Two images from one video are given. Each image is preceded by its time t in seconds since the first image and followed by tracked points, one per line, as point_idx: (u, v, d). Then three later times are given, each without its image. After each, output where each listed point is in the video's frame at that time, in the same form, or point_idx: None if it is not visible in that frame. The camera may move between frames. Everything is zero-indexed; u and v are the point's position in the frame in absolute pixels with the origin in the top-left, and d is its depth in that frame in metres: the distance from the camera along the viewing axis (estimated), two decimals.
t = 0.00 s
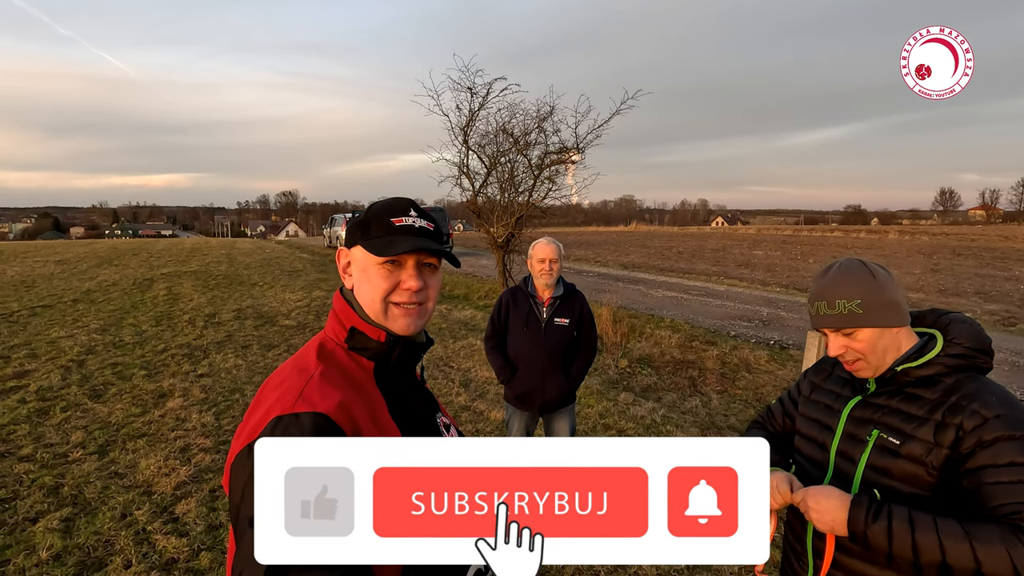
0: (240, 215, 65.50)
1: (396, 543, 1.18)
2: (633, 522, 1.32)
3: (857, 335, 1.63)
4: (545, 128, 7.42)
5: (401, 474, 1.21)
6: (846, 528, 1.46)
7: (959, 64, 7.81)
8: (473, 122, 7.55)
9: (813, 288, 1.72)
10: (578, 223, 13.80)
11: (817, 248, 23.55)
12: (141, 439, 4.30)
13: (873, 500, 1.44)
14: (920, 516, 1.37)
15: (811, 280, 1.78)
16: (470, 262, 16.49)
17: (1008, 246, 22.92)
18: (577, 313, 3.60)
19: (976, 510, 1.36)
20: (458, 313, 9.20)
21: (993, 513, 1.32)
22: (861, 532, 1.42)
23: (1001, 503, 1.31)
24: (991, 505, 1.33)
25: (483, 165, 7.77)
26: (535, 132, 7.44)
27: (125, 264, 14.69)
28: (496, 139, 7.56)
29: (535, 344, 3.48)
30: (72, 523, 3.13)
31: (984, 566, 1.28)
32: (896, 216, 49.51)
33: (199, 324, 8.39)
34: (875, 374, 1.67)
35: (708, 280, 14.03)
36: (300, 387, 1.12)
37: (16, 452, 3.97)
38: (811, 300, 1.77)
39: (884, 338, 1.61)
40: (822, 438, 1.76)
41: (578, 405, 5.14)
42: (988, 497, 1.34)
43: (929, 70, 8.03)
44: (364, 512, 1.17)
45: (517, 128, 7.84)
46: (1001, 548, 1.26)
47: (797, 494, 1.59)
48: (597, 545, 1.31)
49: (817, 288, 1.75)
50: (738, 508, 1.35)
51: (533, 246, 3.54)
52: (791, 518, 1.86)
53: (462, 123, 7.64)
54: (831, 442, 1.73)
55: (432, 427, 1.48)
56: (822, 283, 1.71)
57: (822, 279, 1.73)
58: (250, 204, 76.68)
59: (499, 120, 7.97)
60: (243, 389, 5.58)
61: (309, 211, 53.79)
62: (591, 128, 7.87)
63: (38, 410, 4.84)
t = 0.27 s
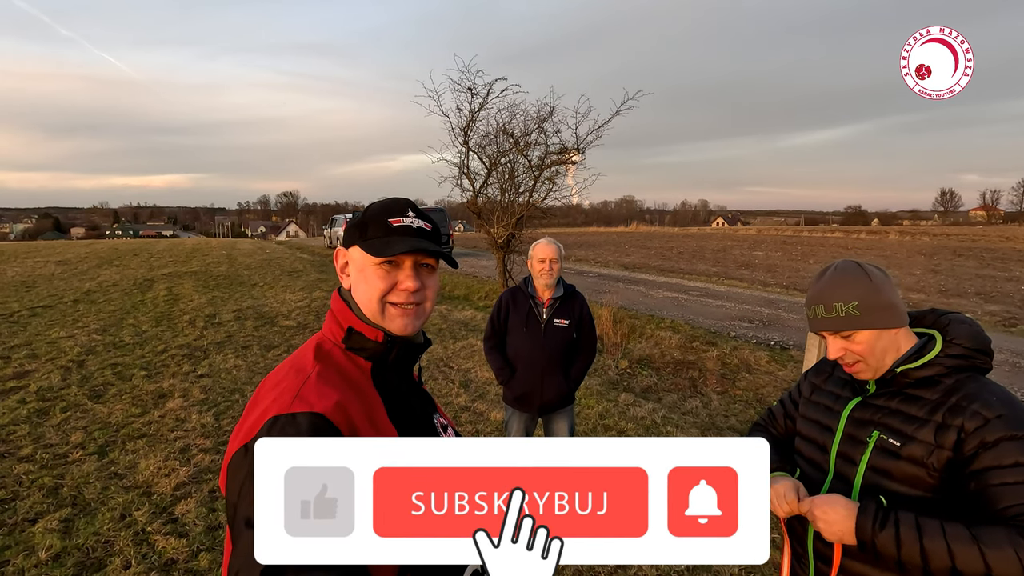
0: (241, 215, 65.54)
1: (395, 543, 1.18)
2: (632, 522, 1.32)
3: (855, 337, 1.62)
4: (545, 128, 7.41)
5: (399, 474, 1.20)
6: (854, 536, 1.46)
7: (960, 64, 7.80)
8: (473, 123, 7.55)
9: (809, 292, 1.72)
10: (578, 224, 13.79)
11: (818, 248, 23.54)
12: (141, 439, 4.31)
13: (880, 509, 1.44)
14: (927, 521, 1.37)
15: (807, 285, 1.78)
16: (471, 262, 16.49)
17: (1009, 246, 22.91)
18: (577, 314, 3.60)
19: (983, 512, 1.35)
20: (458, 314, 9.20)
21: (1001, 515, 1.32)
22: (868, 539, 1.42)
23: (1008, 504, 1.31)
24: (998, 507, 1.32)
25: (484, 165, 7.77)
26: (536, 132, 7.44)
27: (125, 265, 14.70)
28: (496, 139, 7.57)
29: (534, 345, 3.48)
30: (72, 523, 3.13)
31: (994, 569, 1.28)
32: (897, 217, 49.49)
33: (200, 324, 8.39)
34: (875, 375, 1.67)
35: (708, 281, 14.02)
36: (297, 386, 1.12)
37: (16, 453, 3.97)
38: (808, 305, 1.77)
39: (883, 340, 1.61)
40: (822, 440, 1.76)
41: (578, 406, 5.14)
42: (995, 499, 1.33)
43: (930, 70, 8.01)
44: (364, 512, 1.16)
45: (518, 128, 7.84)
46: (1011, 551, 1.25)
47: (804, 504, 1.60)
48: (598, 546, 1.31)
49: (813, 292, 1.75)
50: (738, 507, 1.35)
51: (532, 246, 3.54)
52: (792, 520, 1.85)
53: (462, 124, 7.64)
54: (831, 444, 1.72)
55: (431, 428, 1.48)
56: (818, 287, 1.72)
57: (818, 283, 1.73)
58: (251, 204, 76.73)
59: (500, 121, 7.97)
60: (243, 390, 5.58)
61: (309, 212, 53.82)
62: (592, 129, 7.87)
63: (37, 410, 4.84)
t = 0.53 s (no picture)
0: (241, 216, 65.54)
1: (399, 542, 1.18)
2: (634, 522, 1.32)
3: (856, 339, 1.62)
4: (546, 129, 7.41)
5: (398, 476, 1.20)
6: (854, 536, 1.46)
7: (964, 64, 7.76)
8: (474, 123, 7.55)
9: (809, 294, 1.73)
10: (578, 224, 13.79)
11: (818, 249, 23.53)
12: (141, 440, 4.31)
13: (879, 507, 1.45)
14: (927, 520, 1.37)
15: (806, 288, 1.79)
16: (471, 262, 16.49)
17: (1009, 246, 22.91)
18: (576, 315, 3.60)
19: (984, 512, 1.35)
20: (458, 314, 9.19)
21: (1001, 514, 1.31)
22: (868, 538, 1.42)
23: (1008, 503, 1.30)
24: (999, 506, 1.32)
25: (484, 165, 7.77)
26: (536, 133, 7.44)
27: (126, 265, 14.70)
28: (497, 140, 7.57)
29: (533, 346, 3.48)
30: (72, 524, 3.13)
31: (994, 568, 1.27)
32: (896, 217, 49.51)
33: (200, 325, 8.39)
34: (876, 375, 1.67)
35: (709, 282, 14.01)
36: (297, 388, 1.12)
37: (16, 453, 3.97)
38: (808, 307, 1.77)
39: (884, 341, 1.60)
40: (823, 441, 1.76)
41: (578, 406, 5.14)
42: (996, 498, 1.33)
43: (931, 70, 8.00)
44: (365, 512, 1.16)
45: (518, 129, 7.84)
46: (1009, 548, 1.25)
47: (806, 505, 1.59)
48: (599, 547, 1.31)
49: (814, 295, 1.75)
50: (738, 507, 1.35)
51: (531, 248, 3.54)
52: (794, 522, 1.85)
53: (462, 124, 7.64)
54: (833, 445, 1.72)
55: (431, 430, 1.48)
56: (818, 290, 1.72)
57: (818, 286, 1.74)
58: (251, 205, 76.76)
59: (500, 121, 7.97)
60: (243, 390, 5.58)
61: (309, 212, 53.82)
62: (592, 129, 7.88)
63: (37, 411, 4.84)
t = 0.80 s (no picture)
0: (241, 215, 65.54)
1: (390, 543, 1.17)
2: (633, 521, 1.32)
3: (854, 334, 1.63)
4: (545, 128, 7.41)
5: (389, 474, 1.19)
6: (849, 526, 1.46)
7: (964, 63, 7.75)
8: (474, 123, 7.54)
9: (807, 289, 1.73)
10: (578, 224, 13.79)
11: (818, 249, 23.51)
12: (141, 438, 4.31)
13: (875, 497, 1.44)
14: (922, 512, 1.37)
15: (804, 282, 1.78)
16: (471, 262, 16.49)
17: (1009, 246, 22.91)
18: (574, 314, 3.60)
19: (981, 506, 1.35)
20: (458, 314, 9.19)
21: (996, 507, 1.31)
22: (863, 528, 1.42)
23: (1004, 496, 1.30)
24: (994, 499, 1.32)
25: (484, 165, 7.77)
26: (536, 132, 7.44)
27: (126, 265, 14.70)
28: (496, 139, 7.57)
29: (532, 345, 3.47)
30: (71, 522, 3.13)
31: (988, 561, 1.27)
32: (896, 217, 49.54)
33: (200, 324, 8.39)
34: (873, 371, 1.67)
35: (708, 281, 14.01)
36: (294, 384, 1.12)
37: (16, 452, 3.97)
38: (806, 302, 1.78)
39: (882, 336, 1.61)
40: (821, 438, 1.76)
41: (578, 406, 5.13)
42: (992, 491, 1.33)
43: (931, 69, 7.99)
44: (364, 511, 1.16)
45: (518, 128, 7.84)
46: (1001, 540, 1.25)
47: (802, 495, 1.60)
48: (597, 545, 1.31)
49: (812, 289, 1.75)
50: (738, 507, 1.35)
51: (529, 246, 3.53)
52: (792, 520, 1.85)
53: (462, 123, 7.63)
54: (830, 441, 1.72)
55: (428, 426, 1.48)
56: (817, 284, 1.72)
57: (816, 280, 1.73)
58: (251, 205, 76.80)
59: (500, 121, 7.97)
60: (242, 389, 5.58)
61: (310, 212, 53.81)
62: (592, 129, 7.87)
63: (37, 409, 4.84)
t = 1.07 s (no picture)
0: (240, 215, 65.54)
1: (396, 542, 1.18)
2: (634, 522, 1.32)
3: (863, 310, 1.64)
4: (545, 128, 7.41)
5: (395, 474, 1.20)
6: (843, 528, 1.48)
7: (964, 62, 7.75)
8: (473, 122, 7.54)
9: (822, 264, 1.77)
10: (578, 224, 13.80)
11: (818, 249, 23.51)
12: (140, 438, 4.31)
13: (869, 501, 1.44)
14: (914, 515, 1.37)
15: (818, 264, 1.83)
16: (470, 262, 16.49)
17: (1009, 246, 22.93)
18: (573, 313, 3.60)
19: (977, 505, 1.34)
20: (457, 314, 9.19)
21: (991, 506, 1.31)
22: (857, 531, 1.42)
23: (997, 496, 1.30)
24: (988, 498, 1.32)
25: (484, 164, 7.76)
26: (536, 132, 7.44)
27: (126, 265, 14.68)
28: (496, 139, 7.57)
29: (531, 345, 3.47)
30: (71, 521, 3.13)
31: (978, 563, 1.27)
32: (897, 218, 49.51)
33: (199, 324, 8.39)
34: (870, 368, 1.67)
35: (708, 281, 14.01)
36: (292, 382, 1.12)
37: (15, 451, 3.97)
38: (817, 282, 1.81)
39: (888, 321, 1.63)
40: (819, 436, 1.76)
41: (577, 405, 5.13)
42: (985, 491, 1.33)
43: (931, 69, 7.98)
44: (364, 511, 1.16)
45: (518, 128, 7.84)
46: (994, 540, 1.25)
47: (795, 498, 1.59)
48: (597, 547, 1.30)
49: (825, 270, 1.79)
50: (736, 506, 1.35)
51: (528, 246, 3.53)
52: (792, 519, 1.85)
53: (462, 123, 7.63)
54: (828, 440, 1.72)
55: (426, 425, 1.47)
56: (832, 263, 1.76)
57: (831, 261, 1.78)
58: (251, 205, 76.76)
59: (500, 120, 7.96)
60: (242, 389, 5.58)
61: (309, 212, 53.78)
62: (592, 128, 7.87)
63: (37, 409, 4.84)
